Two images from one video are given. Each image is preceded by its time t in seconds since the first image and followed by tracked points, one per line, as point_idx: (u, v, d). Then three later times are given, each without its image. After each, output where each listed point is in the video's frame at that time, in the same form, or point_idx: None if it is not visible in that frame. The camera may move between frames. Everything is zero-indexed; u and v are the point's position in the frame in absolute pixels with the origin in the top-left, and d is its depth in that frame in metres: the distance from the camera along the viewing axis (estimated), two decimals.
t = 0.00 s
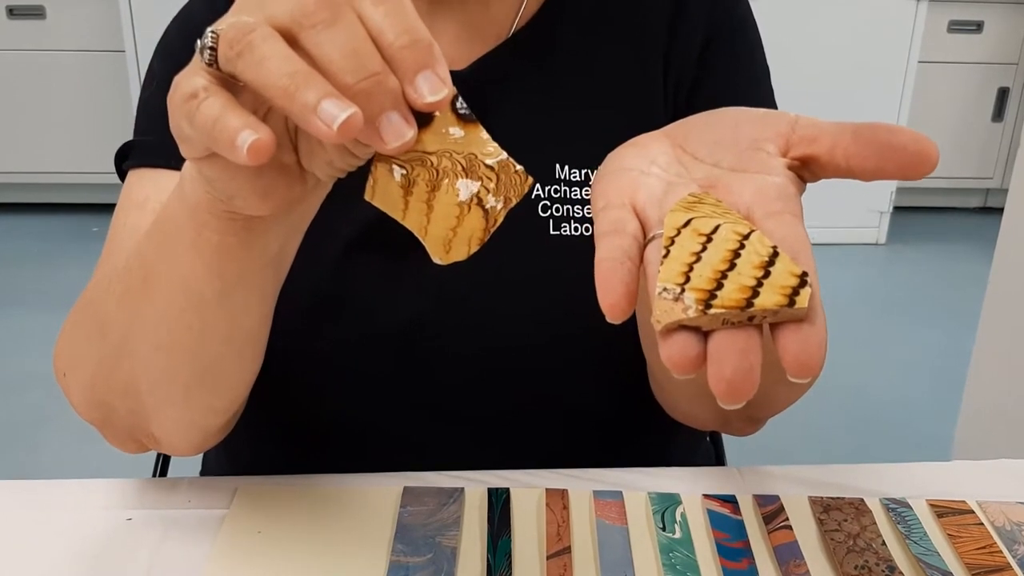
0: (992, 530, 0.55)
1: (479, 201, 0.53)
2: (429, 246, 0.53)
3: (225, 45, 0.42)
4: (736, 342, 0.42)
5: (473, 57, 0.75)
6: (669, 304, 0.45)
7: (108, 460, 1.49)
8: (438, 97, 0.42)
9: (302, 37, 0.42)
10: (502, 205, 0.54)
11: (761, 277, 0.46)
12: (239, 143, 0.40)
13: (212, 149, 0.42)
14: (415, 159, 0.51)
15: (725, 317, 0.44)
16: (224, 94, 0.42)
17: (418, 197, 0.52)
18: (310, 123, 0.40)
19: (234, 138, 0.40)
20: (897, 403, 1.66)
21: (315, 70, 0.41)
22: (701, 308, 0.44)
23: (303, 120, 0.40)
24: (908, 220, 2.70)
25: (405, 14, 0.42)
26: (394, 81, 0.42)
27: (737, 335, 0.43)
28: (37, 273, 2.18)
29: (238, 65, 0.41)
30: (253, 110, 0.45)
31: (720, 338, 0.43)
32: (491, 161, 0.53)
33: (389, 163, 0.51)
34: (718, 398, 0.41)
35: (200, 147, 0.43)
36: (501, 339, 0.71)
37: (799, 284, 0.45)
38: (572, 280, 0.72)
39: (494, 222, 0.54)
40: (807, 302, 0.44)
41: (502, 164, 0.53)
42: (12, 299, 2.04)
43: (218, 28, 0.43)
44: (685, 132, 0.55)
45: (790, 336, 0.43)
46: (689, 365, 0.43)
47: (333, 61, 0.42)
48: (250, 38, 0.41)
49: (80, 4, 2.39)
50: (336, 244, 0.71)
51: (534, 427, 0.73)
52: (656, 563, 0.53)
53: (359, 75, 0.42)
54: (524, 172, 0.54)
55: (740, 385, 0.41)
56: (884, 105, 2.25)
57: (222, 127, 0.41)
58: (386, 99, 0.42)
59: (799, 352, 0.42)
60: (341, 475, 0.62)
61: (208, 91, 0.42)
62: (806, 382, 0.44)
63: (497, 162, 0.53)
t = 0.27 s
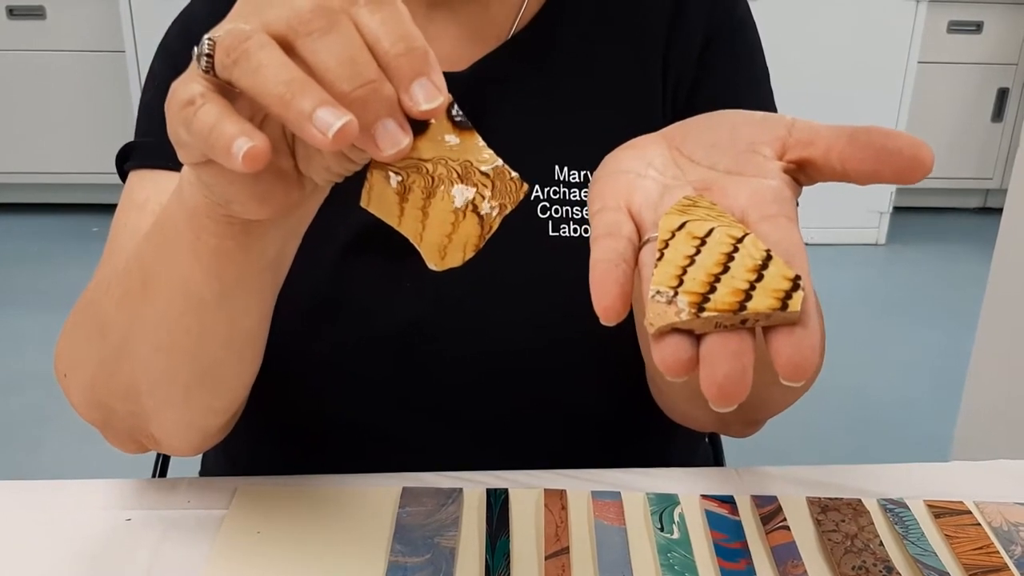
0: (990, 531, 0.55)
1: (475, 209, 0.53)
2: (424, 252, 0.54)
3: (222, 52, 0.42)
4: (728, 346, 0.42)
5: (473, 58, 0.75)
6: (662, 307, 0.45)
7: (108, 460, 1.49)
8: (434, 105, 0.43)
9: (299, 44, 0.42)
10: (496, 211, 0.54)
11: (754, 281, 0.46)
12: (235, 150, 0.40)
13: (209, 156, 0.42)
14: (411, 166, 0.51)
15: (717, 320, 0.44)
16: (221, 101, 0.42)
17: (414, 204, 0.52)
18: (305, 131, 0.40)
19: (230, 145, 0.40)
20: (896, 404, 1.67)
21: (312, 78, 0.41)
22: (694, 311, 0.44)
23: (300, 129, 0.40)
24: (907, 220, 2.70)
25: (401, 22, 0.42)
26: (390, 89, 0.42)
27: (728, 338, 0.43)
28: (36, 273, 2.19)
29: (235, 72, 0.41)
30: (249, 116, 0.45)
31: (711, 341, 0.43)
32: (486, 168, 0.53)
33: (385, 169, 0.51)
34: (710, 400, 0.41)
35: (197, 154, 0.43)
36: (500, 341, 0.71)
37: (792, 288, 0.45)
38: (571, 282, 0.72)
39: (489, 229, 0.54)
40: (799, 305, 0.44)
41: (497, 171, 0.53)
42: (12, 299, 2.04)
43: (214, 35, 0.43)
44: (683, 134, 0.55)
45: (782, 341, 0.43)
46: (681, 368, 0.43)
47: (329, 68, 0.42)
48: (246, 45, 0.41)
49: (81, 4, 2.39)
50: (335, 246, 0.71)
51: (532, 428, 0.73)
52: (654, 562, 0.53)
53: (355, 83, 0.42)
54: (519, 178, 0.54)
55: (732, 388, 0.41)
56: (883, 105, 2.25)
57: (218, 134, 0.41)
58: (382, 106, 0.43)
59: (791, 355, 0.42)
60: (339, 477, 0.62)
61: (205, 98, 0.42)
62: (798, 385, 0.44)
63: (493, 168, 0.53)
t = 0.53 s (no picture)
0: (990, 532, 0.55)
1: (474, 208, 0.53)
2: (423, 251, 0.54)
3: (220, 52, 0.42)
4: (734, 341, 0.42)
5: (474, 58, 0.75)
6: (669, 301, 0.45)
7: (109, 460, 1.49)
8: (432, 104, 0.43)
9: (297, 44, 0.42)
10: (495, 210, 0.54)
11: (760, 275, 0.46)
12: (233, 149, 0.40)
13: (207, 156, 0.42)
14: (410, 165, 0.51)
15: (724, 314, 0.44)
16: (219, 100, 0.42)
17: (413, 203, 0.52)
18: (304, 130, 0.40)
19: (229, 144, 0.40)
20: (896, 404, 1.66)
21: (310, 77, 0.41)
22: (700, 305, 0.44)
23: (298, 128, 0.40)
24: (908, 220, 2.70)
25: (399, 21, 0.43)
26: (388, 87, 0.43)
27: (736, 332, 0.43)
28: (37, 273, 2.19)
29: (233, 73, 0.41)
30: (248, 116, 0.45)
31: (719, 334, 0.43)
32: (486, 166, 0.53)
33: (385, 169, 0.51)
34: (717, 395, 0.41)
35: (195, 154, 0.43)
36: (500, 340, 0.71)
37: (799, 281, 0.45)
38: (571, 283, 0.72)
39: (488, 227, 0.54)
40: (806, 299, 0.44)
41: (497, 169, 0.54)
42: (12, 299, 2.04)
43: (212, 35, 0.43)
44: (685, 130, 0.55)
45: (789, 334, 0.43)
46: (687, 363, 0.43)
47: (328, 67, 0.42)
48: (244, 45, 0.41)
49: (81, 4, 2.39)
50: (335, 246, 0.71)
51: (532, 428, 0.73)
52: (654, 562, 0.53)
53: (354, 82, 0.42)
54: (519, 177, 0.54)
55: (739, 383, 0.41)
56: (883, 105, 2.25)
57: (215, 134, 0.41)
58: (381, 105, 0.43)
59: (799, 349, 0.42)
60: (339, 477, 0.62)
61: (203, 98, 0.42)
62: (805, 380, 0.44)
63: (492, 167, 0.53)
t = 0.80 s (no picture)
0: (991, 530, 0.55)
1: (473, 203, 0.53)
2: (421, 248, 0.53)
3: (216, 48, 0.41)
4: (734, 342, 0.42)
5: (473, 56, 0.75)
6: (668, 302, 0.45)
7: (108, 461, 1.49)
8: (429, 99, 0.42)
9: (294, 39, 0.42)
10: (494, 206, 0.53)
11: (760, 275, 0.46)
12: (229, 145, 0.40)
13: (203, 152, 0.42)
14: (407, 160, 0.51)
15: (724, 314, 0.44)
16: (215, 96, 0.42)
17: (410, 199, 0.52)
18: (301, 126, 0.40)
19: (224, 140, 0.40)
20: (897, 403, 1.66)
21: (306, 73, 0.41)
22: (700, 306, 0.44)
23: (295, 124, 0.40)
24: (908, 220, 2.70)
25: (396, 16, 0.42)
26: (385, 83, 0.42)
27: (737, 333, 0.43)
28: (36, 273, 2.18)
29: (229, 69, 0.41)
30: (244, 112, 0.45)
31: (719, 334, 0.43)
32: (484, 162, 0.53)
33: (382, 165, 0.51)
34: (717, 395, 0.41)
35: (192, 151, 0.43)
36: (501, 339, 0.71)
37: (799, 282, 0.45)
38: (572, 281, 0.72)
39: (486, 224, 0.53)
40: (806, 299, 0.44)
41: (495, 166, 0.53)
42: (12, 298, 2.04)
43: (208, 31, 0.42)
44: (685, 129, 0.54)
45: (789, 335, 0.43)
46: (686, 363, 0.43)
47: (324, 63, 0.42)
48: (240, 41, 0.41)
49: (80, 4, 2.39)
50: (335, 244, 0.70)
51: (532, 427, 0.73)
52: (654, 561, 0.53)
53: (350, 77, 0.42)
54: (518, 175, 0.54)
55: (739, 383, 0.41)
56: (884, 104, 2.25)
57: (212, 130, 0.40)
58: (377, 101, 0.42)
59: (799, 351, 0.42)
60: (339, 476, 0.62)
61: (199, 94, 0.42)
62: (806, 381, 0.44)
63: (490, 163, 0.53)
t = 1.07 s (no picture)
0: (991, 531, 0.55)
1: (474, 206, 0.53)
2: (423, 249, 0.53)
3: (217, 51, 0.42)
4: (733, 337, 0.42)
5: (473, 57, 0.75)
6: (666, 298, 0.45)
7: (107, 461, 1.49)
8: (429, 102, 0.42)
9: (294, 42, 0.42)
10: (495, 208, 0.54)
11: (759, 272, 0.46)
12: (231, 147, 0.40)
13: (204, 155, 0.42)
14: (409, 163, 0.51)
15: (723, 311, 0.44)
16: (216, 99, 0.42)
17: (412, 201, 0.52)
18: (302, 129, 0.40)
19: (226, 142, 0.40)
20: (898, 403, 1.66)
21: (307, 76, 0.41)
22: (698, 301, 0.44)
23: (296, 127, 0.40)
24: (909, 220, 2.70)
25: (396, 18, 0.42)
26: (386, 86, 0.42)
27: (735, 330, 0.43)
28: (38, 273, 2.19)
29: (230, 72, 0.41)
30: (245, 115, 0.45)
31: (717, 330, 0.42)
32: (485, 164, 0.53)
33: (383, 167, 0.51)
34: (714, 392, 0.41)
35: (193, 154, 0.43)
36: (502, 340, 0.71)
37: (796, 278, 0.45)
38: (573, 282, 0.72)
39: (488, 226, 0.54)
40: (804, 296, 0.44)
41: (496, 168, 0.53)
42: (13, 298, 2.04)
43: (209, 35, 0.42)
44: (686, 127, 0.54)
45: (788, 331, 0.43)
46: (684, 359, 0.42)
47: (325, 65, 0.42)
48: (241, 44, 0.41)
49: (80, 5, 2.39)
50: (337, 244, 0.70)
51: (533, 428, 0.73)
52: (654, 562, 0.53)
53: (350, 79, 0.42)
54: (518, 177, 0.54)
55: (736, 379, 0.40)
56: (885, 105, 2.25)
57: (212, 132, 0.40)
58: (378, 103, 0.42)
59: (798, 347, 0.42)
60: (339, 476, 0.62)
61: (200, 96, 0.42)
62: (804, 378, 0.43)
63: (492, 165, 0.53)
